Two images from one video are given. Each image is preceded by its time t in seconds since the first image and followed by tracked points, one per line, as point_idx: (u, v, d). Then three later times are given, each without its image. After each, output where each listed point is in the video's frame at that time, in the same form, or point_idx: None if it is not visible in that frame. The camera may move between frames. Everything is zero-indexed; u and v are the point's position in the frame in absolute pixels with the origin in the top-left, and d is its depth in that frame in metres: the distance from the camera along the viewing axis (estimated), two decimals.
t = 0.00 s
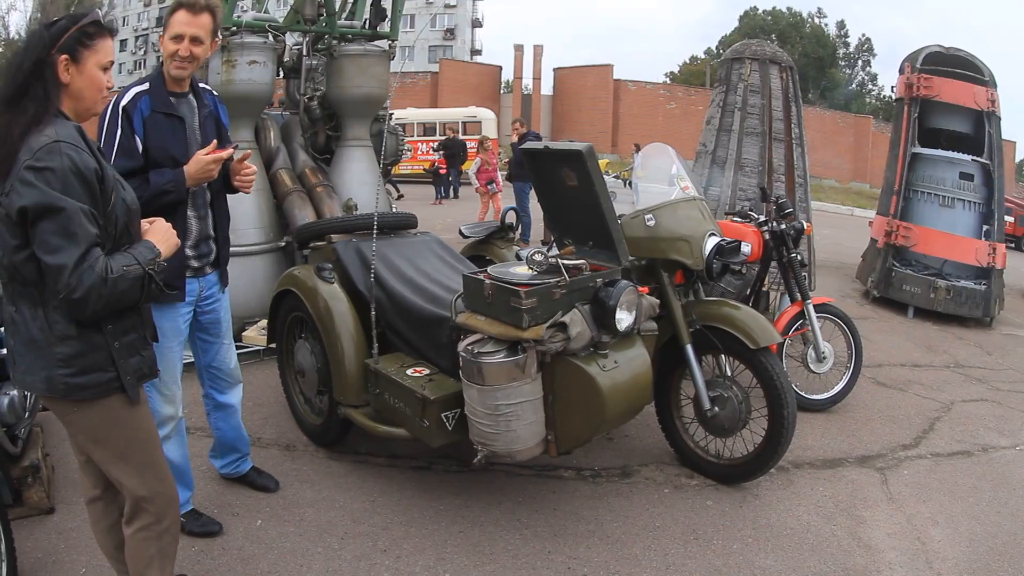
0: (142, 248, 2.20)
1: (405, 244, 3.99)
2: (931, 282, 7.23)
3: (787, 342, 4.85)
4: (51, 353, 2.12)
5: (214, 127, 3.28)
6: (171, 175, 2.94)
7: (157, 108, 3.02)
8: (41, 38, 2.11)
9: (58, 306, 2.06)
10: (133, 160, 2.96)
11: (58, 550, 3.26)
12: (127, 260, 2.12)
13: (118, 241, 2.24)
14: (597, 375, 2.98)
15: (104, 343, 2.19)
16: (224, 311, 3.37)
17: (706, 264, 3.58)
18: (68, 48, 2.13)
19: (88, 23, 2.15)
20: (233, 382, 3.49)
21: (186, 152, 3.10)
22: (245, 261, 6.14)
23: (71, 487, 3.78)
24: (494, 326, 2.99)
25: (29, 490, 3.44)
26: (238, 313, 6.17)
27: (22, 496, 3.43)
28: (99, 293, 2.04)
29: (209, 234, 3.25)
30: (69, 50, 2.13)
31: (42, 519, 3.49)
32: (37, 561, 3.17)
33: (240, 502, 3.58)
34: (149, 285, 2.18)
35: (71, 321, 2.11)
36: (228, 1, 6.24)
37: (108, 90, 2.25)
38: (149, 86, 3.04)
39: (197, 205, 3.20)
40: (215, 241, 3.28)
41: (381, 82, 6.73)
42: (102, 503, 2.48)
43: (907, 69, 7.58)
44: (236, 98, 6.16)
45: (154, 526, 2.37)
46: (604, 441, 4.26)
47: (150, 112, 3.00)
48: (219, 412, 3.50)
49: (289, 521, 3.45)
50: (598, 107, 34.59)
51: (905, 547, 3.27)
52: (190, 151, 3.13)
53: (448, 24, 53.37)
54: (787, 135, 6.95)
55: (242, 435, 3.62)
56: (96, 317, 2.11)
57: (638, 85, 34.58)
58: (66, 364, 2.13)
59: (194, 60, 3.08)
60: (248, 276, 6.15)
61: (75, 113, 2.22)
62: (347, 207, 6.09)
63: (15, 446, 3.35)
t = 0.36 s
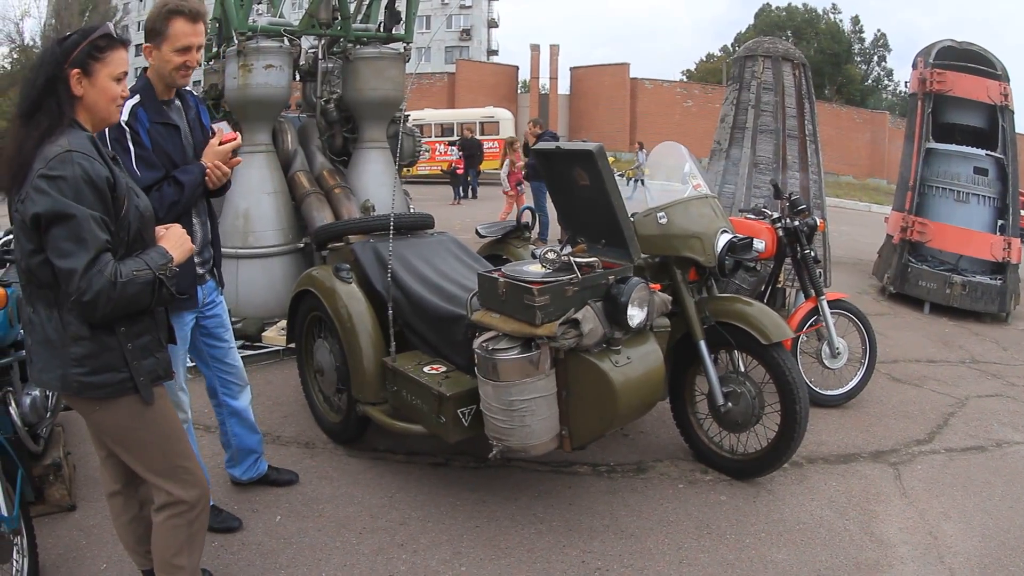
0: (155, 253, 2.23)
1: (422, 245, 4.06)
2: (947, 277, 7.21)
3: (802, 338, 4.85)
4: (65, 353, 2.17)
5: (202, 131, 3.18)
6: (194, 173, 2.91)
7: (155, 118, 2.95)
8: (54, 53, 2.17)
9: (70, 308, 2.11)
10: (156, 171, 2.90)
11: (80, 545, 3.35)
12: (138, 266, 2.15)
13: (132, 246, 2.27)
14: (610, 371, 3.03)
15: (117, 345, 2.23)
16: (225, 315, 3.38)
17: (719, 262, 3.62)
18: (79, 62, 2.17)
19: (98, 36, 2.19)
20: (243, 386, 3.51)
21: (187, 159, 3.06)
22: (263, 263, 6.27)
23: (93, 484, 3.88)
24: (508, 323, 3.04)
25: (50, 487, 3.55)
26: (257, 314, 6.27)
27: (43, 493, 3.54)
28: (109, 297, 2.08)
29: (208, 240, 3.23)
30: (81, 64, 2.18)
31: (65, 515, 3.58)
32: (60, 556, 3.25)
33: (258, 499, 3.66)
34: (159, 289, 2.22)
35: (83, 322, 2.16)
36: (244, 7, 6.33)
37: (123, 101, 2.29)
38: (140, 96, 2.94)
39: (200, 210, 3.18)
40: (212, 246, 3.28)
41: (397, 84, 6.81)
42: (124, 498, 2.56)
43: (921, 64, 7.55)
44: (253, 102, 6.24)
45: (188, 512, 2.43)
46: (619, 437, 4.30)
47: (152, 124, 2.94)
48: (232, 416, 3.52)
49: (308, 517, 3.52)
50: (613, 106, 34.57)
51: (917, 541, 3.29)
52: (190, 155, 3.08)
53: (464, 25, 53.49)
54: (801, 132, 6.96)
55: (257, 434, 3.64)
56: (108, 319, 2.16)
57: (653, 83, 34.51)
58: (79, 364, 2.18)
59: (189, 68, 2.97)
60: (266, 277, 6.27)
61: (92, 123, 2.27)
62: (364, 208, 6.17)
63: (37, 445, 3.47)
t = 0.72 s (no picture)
0: (165, 253, 2.28)
1: (429, 244, 4.11)
2: (954, 277, 7.21)
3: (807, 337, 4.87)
4: (76, 353, 2.22)
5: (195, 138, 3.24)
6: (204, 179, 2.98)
7: (161, 123, 3.00)
8: (63, 57, 2.24)
9: (81, 309, 2.15)
10: (167, 175, 2.95)
11: (90, 540, 3.41)
12: (149, 266, 2.20)
13: (141, 246, 2.32)
14: (613, 368, 3.07)
15: (128, 345, 2.28)
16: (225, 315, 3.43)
17: (722, 260, 3.64)
18: (87, 64, 2.23)
19: (107, 38, 2.25)
20: (243, 385, 3.57)
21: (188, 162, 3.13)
22: (273, 262, 6.34)
23: (103, 480, 3.94)
24: (512, 320, 3.09)
25: (61, 482, 3.63)
26: (267, 313, 6.33)
27: (54, 489, 3.61)
28: (120, 298, 2.12)
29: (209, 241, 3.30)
30: (90, 66, 2.24)
31: (75, 510, 3.65)
32: (70, 550, 3.32)
33: (266, 494, 3.72)
34: (171, 290, 2.26)
35: (95, 323, 2.20)
36: (253, 9, 6.41)
37: (131, 104, 2.34)
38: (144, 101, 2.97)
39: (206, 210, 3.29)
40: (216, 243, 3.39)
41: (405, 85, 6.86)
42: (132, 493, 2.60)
43: (927, 63, 7.55)
44: (261, 103, 6.31)
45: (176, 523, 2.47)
46: (625, 435, 4.34)
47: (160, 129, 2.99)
48: (235, 414, 3.58)
49: (315, 512, 3.58)
50: (623, 106, 34.55)
51: (918, 539, 3.32)
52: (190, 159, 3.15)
53: (473, 25, 53.55)
54: (807, 131, 6.97)
55: (261, 431, 3.70)
56: (119, 320, 2.20)
57: (663, 83, 34.47)
58: (90, 364, 2.22)
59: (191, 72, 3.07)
60: (275, 276, 6.35)
61: (99, 125, 2.32)
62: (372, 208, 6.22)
63: (48, 441, 3.56)
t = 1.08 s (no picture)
0: (165, 258, 2.22)
1: (436, 245, 4.16)
2: (959, 278, 7.22)
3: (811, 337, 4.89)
4: (72, 357, 2.18)
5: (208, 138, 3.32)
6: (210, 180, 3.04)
7: (168, 126, 3.07)
8: (70, 55, 2.22)
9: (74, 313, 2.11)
10: (174, 176, 3.00)
11: (100, 537, 3.47)
12: (145, 271, 2.14)
13: (142, 250, 2.27)
14: (617, 368, 3.10)
15: (124, 351, 2.23)
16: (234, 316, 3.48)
17: (726, 262, 3.69)
18: (95, 63, 2.22)
19: (114, 36, 2.23)
20: (251, 385, 3.62)
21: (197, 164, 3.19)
22: (282, 263, 6.40)
23: (112, 478, 4.00)
24: (518, 320, 3.13)
25: (71, 480, 3.69)
26: (275, 313, 6.39)
27: (64, 487, 3.68)
28: (110, 303, 2.07)
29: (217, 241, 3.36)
30: (97, 64, 2.22)
31: (84, 508, 3.71)
32: (80, 547, 3.38)
33: (272, 493, 3.77)
34: (168, 296, 2.20)
35: (90, 327, 2.16)
36: (261, 13, 6.47)
37: (140, 102, 2.33)
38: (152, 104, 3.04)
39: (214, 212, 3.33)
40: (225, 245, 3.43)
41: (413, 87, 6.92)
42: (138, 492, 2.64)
43: (932, 64, 7.55)
44: (269, 106, 6.37)
45: (167, 530, 2.44)
46: (630, 434, 4.38)
47: (168, 131, 3.06)
48: (243, 414, 3.63)
49: (323, 510, 3.63)
50: (630, 107, 34.57)
51: (920, 539, 3.34)
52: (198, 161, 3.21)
53: (481, 27, 53.69)
54: (812, 133, 6.99)
55: (269, 430, 3.75)
56: (112, 325, 2.15)
57: (670, 84, 34.46)
58: (84, 369, 2.19)
59: (197, 76, 3.13)
60: (284, 277, 6.41)
61: (106, 125, 2.30)
62: (380, 209, 6.28)
63: (58, 439, 3.62)
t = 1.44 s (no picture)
0: (166, 269, 2.24)
1: (439, 245, 4.19)
2: (960, 277, 7.24)
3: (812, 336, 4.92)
4: (70, 366, 2.20)
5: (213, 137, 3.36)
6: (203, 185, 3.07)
7: (169, 125, 3.08)
8: (74, 52, 2.23)
9: (73, 323, 2.13)
10: (167, 180, 3.02)
11: (104, 533, 3.51)
12: (145, 283, 2.16)
13: (141, 259, 2.30)
14: (617, 365, 3.14)
15: (123, 362, 2.24)
16: (239, 314, 3.51)
17: (726, 260, 3.71)
18: (99, 59, 2.24)
19: (118, 33, 2.25)
20: (256, 383, 3.65)
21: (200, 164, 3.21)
22: (285, 262, 6.44)
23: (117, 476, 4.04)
24: (520, 318, 3.17)
25: (76, 477, 3.72)
26: (278, 312, 6.43)
27: (69, 484, 3.71)
28: (111, 315, 2.09)
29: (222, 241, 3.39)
30: (102, 61, 2.24)
31: (89, 505, 3.75)
32: (85, 544, 3.42)
33: (276, 489, 3.81)
34: (168, 308, 2.22)
35: (88, 337, 2.18)
36: (264, 14, 6.53)
37: (144, 99, 2.35)
38: (156, 104, 3.06)
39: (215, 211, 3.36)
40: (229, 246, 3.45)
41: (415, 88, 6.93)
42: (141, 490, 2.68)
43: (933, 64, 7.58)
44: (272, 106, 6.41)
45: (156, 535, 2.43)
46: (631, 432, 4.41)
47: (167, 131, 3.07)
48: (247, 412, 3.66)
49: (326, 507, 3.66)
50: (632, 106, 34.59)
51: (919, 536, 3.37)
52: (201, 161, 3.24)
53: (483, 27, 53.74)
54: (813, 133, 7.01)
55: (272, 429, 3.78)
56: (111, 336, 2.17)
57: (672, 84, 34.48)
58: (82, 378, 2.20)
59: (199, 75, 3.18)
60: (288, 276, 6.45)
61: (108, 123, 2.32)
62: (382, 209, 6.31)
63: (65, 436, 3.64)
